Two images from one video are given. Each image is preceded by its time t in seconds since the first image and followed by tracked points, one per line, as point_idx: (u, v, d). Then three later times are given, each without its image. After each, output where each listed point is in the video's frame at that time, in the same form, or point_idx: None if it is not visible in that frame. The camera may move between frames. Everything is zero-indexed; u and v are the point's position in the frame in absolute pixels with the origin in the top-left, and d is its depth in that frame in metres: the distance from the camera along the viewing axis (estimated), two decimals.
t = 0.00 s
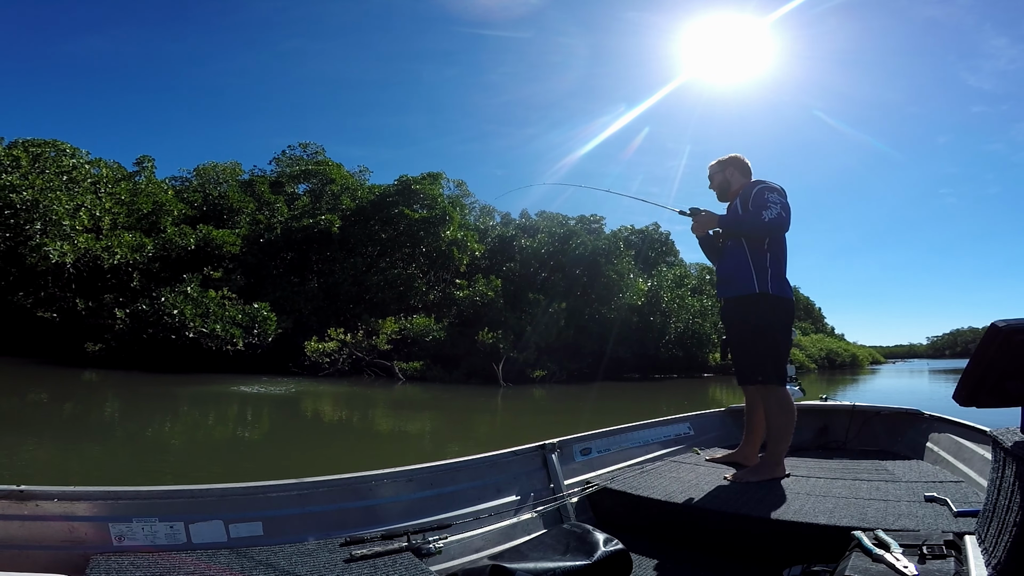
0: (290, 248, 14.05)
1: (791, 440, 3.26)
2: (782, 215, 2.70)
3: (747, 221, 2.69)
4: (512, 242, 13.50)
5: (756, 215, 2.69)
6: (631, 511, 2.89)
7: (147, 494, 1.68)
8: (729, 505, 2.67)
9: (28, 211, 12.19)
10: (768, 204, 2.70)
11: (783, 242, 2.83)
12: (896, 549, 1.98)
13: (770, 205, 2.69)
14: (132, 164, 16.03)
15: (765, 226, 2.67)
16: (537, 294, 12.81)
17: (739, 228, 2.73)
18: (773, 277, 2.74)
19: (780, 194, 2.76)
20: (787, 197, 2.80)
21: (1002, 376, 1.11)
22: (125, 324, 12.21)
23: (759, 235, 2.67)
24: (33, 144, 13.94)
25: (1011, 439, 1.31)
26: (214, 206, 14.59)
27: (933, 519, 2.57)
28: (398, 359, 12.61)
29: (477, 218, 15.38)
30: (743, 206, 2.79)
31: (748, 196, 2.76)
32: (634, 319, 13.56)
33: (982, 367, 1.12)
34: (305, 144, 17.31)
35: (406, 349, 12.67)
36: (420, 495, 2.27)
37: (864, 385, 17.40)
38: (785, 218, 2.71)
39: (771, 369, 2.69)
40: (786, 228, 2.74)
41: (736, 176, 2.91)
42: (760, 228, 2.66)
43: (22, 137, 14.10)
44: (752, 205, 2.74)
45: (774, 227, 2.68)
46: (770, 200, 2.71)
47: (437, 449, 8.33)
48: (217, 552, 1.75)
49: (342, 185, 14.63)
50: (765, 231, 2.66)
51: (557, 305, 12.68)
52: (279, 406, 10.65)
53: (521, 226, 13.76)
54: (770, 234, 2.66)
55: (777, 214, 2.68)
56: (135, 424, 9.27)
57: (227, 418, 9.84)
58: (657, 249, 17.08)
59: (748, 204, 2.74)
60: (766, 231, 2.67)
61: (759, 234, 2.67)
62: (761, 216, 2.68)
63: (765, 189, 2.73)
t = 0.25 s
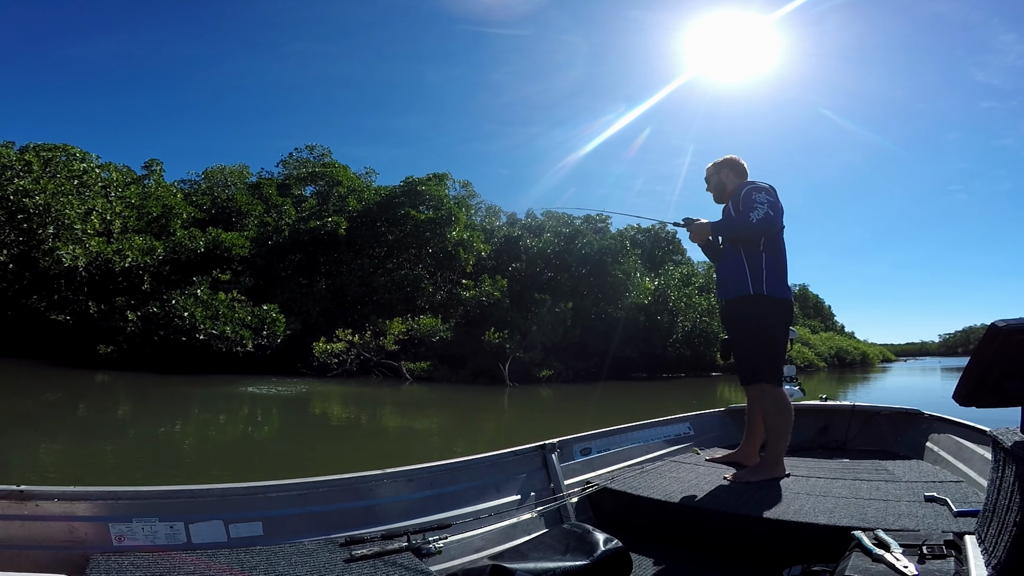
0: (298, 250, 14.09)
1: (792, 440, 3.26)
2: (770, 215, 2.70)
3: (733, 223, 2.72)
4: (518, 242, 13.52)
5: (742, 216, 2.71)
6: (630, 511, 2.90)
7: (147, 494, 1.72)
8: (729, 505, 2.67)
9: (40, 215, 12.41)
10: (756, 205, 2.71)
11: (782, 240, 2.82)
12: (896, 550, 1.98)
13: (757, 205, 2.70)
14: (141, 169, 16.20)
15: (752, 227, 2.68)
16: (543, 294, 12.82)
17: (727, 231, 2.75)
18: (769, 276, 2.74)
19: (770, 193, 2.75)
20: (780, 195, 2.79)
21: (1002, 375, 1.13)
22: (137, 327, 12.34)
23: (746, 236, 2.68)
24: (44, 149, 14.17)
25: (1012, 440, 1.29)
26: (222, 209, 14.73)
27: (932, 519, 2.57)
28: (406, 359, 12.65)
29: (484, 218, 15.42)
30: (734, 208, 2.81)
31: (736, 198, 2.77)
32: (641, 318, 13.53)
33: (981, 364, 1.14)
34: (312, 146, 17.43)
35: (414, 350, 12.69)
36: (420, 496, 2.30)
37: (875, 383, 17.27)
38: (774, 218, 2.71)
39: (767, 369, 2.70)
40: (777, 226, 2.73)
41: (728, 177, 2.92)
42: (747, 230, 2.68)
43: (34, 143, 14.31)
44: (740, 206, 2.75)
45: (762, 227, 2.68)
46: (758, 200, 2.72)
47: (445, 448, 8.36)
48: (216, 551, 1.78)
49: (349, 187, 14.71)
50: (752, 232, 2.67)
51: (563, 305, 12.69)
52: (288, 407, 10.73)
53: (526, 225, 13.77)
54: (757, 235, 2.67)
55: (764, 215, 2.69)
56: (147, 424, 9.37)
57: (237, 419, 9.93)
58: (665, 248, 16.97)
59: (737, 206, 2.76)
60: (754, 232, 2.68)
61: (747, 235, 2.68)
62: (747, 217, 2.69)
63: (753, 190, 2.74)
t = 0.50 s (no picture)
0: (307, 249, 14.17)
1: (792, 440, 3.26)
2: (766, 217, 2.69)
3: (731, 225, 2.72)
4: (525, 241, 13.54)
5: (739, 218, 2.71)
6: (630, 511, 2.91)
7: (147, 495, 1.74)
8: (729, 505, 2.68)
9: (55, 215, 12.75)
10: (753, 207, 2.70)
11: (781, 242, 2.81)
12: (896, 549, 1.98)
13: (754, 207, 2.70)
14: (152, 169, 16.37)
15: (749, 229, 2.68)
16: (550, 293, 12.84)
17: (724, 233, 2.76)
18: (769, 277, 2.74)
19: (769, 196, 2.75)
20: (779, 197, 2.78)
21: (1002, 375, 1.07)
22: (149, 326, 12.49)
23: (743, 239, 2.68)
24: (58, 151, 14.36)
25: (1012, 439, 1.24)
26: (232, 209, 14.86)
27: (933, 519, 2.56)
28: (414, 358, 12.70)
29: (491, 217, 15.45)
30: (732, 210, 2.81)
31: (734, 200, 2.77)
32: (648, 316, 13.50)
33: (983, 370, 1.08)
34: (320, 146, 17.54)
35: (422, 349, 12.71)
36: (420, 496, 2.34)
37: (887, 382, 17.12)
38: (772, 219, 2.70)
39: (768, 370, 2.70)
40: (774, 229, 2.73)
41: (728, 180, 2.92)
42: (743, 232, 2.68)
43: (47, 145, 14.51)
44: (738, 208, 2.75)
45: (758, 229, 2.68)
46: (755, 202, 2.72)
47: (453, 446, 8.40)
48: (217, 550, 1.81)
49: (357, 187, 14.78)
50: (749, 234, 2.66)
51: (571, 304, 12.69)
52: (297, 405, 10.81)
53: (534, 224, 13.78)
54: (753, 237, 2.67)
55: (761, 217, 2.68)
56: (158, 422, 9.48)
57: (247, 417, 10.02)
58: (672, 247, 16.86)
59: (734, 208, 2.76)
60: (750, 234, 2.67)
61: (742, 237, 2.68)
62: (744, 219, 2.69)
63: (751, 192, 2.74)
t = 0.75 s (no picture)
0: (316, 249, 14.24)
1: (792, 440, 3.26)
2: (774, 219, 2.70)
3: (739, 225, 2.72)
4: (533, 240, 13.56)
5: (747, 219, 2.71)
6: (630, 511, 2.92)
7: (146, 495, 1.78)
8: (730, 505, 2.68)
9: (70, 216, 13.25)
10: (760, 208, 2.70)
11: (786, 243, 2.82)
12: (896, 550, 1.98)
13: (762, 208, 2.70)
14: (163, 170, 16.54)
15: (757, 230, 2.68)
16: (557, 292, 12.85)
17: (730, 233, 2.76)
18: (772, 278, 2.75)
19: (775, 198, 2.75)
20: (785, 199, 2.79)
21: (1001, 376, 1.04)
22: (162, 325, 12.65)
23: (750, 239, 2.68)
24: (71, 153, 14.55)
25: (1012, 439, 1.23)
26: (242, 210, 14.98)
27: (933, 519, 2.56)
28: (422, 357, 12.74)
29: (498, 217, 15.48)
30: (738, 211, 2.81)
31: (741, 201, 2.77)
32: (656, 316, 13.47)
33: (984, 375, 1.05)
34: (329, 146, 17.66)
35: (429, 348, 12.74)
36: (419, 496, 2.39)
37: (898, 382, 16.96)
38: (779, 221, 2.71)
39: (769, 369, 2.71)
40: (782, 230, 2.73)
41: (733, 181, 2.92)
42: (751, 232, 2.67)
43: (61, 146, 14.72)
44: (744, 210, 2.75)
45: (766, 231, 2.68)
46: (762, 203, 2.72)
47: (460, 445, 8.43)
48: (216, 549, 1.85)
49: (365, 187, 14.85)
50: (756, 235, 2.67)
51: (578, 303, 12.70)
52: (306, 403, 10.90)
53: (541, 224, 13.79)
54: (760, 238, 2.67)
55: (769, 218, 2.69)
56: (170, 420, 9.60)
57: (257, 415, 10.12)
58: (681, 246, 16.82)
59: (741, 209, 2.76)
60: (757, 235, 2.68)
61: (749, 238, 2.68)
62: (752, 219, 2.69)
63: (758, 194, 2.74)
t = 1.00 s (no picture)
0: (323, 255, 14.30)
1: (791, 440, 3.26)
2: (769, 219, 2.71)
3: (735, 226, 2.73)
4: (537, 244, 13.56)
5: (742, 220, 2.72)
6: (630, 512, 2.93)
7: (147, 495, 1.81)
8: (729, 505, 2.68)
9: (79, 223, 13.41)
10: (755, 209, 2.72)
11: (783, 243, 2.83)
12: (895, 549, 1.98)
13: (756, 209, 2.72)
14: (171, 178, 16.70)
15: (752, 230, 2.69)
16: (562, 295, 12.86)
17: (725, 234, 2.77)
18: (769, 278, 2.76)
19: (769, 198, 2.77)
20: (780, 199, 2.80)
21: (1002, 374, 1.04)
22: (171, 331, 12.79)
23: (745, 239, 2.69)
24: (81, 162, 14.73)
25: (1013, 440, 1.17)
26: (249, 217, 15.07)
27: (933, 519, 2.56)
28: (428, 361, 12.76)
29: (503, 220, 15.51)
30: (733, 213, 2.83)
31: (736, 202, 2.79)
32: (662, 318, 13.42)
33: (981, 374, 1.05)
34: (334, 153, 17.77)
35: (435, 352, 12.75)
36: (419, 496, 2.40)
37: (908, 382, 16.83)
38: (774, 221, 2.72)
39: (767, 368, 2.71)
40: (777, 230, 2.74)
41: (729, 183, 2.94)
42: (746, 232, 2.69)
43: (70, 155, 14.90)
44: (739, 211, 2.77)
45: (761, 230, 2.70)
46: (757, 203, 2.74)
47: (466, 449, 8.44)
48: (216, 549, 1.88)
49: (370, 193, 14.91)
50: (751, 235, 2.68)
51: (583, 306, 12.70)
52: (313, 408, 10.95)
53: (545, 227, 13.81)
54: (756, 238, 2.68)
55: (764, 218, 2.70)
56: (179, 426, 9.68)
57: (265, 420, 10.17)
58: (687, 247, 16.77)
59: (736, 211, 2.78)
60: (753, 235, 2.69)
61: (745, 238, 2.69)
62: (747, 220, 2.71)
63: (752, 194, 2.76)
